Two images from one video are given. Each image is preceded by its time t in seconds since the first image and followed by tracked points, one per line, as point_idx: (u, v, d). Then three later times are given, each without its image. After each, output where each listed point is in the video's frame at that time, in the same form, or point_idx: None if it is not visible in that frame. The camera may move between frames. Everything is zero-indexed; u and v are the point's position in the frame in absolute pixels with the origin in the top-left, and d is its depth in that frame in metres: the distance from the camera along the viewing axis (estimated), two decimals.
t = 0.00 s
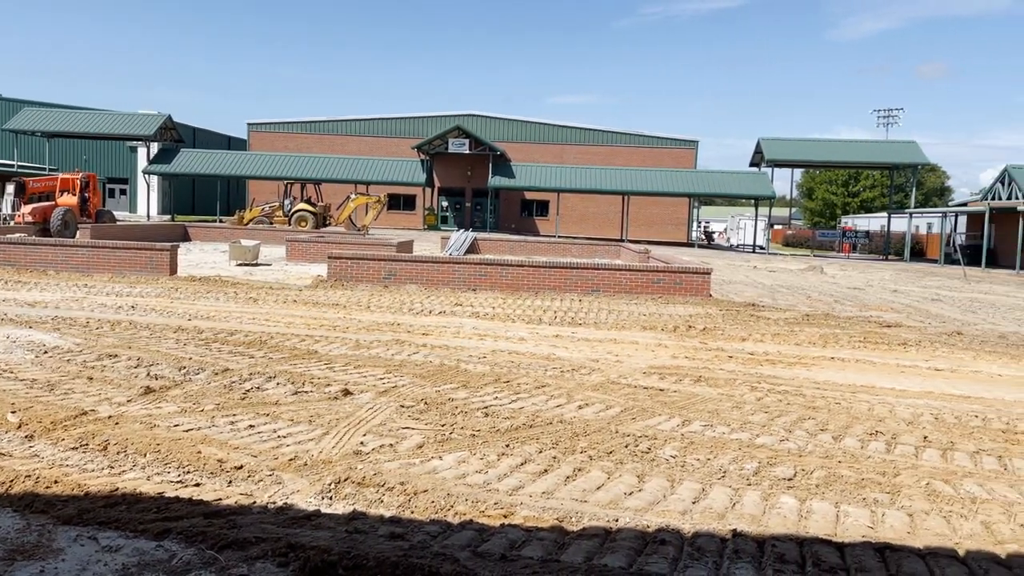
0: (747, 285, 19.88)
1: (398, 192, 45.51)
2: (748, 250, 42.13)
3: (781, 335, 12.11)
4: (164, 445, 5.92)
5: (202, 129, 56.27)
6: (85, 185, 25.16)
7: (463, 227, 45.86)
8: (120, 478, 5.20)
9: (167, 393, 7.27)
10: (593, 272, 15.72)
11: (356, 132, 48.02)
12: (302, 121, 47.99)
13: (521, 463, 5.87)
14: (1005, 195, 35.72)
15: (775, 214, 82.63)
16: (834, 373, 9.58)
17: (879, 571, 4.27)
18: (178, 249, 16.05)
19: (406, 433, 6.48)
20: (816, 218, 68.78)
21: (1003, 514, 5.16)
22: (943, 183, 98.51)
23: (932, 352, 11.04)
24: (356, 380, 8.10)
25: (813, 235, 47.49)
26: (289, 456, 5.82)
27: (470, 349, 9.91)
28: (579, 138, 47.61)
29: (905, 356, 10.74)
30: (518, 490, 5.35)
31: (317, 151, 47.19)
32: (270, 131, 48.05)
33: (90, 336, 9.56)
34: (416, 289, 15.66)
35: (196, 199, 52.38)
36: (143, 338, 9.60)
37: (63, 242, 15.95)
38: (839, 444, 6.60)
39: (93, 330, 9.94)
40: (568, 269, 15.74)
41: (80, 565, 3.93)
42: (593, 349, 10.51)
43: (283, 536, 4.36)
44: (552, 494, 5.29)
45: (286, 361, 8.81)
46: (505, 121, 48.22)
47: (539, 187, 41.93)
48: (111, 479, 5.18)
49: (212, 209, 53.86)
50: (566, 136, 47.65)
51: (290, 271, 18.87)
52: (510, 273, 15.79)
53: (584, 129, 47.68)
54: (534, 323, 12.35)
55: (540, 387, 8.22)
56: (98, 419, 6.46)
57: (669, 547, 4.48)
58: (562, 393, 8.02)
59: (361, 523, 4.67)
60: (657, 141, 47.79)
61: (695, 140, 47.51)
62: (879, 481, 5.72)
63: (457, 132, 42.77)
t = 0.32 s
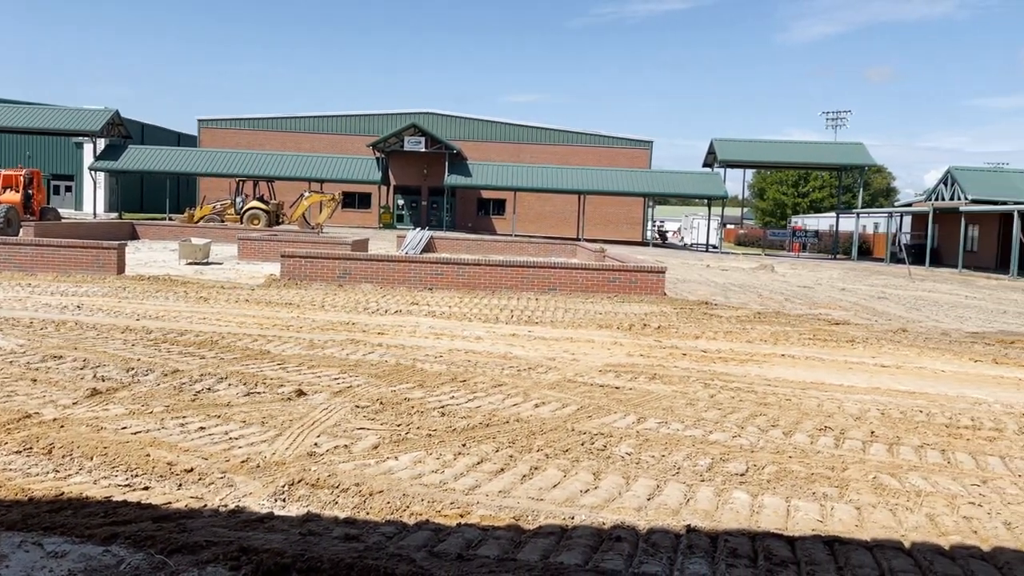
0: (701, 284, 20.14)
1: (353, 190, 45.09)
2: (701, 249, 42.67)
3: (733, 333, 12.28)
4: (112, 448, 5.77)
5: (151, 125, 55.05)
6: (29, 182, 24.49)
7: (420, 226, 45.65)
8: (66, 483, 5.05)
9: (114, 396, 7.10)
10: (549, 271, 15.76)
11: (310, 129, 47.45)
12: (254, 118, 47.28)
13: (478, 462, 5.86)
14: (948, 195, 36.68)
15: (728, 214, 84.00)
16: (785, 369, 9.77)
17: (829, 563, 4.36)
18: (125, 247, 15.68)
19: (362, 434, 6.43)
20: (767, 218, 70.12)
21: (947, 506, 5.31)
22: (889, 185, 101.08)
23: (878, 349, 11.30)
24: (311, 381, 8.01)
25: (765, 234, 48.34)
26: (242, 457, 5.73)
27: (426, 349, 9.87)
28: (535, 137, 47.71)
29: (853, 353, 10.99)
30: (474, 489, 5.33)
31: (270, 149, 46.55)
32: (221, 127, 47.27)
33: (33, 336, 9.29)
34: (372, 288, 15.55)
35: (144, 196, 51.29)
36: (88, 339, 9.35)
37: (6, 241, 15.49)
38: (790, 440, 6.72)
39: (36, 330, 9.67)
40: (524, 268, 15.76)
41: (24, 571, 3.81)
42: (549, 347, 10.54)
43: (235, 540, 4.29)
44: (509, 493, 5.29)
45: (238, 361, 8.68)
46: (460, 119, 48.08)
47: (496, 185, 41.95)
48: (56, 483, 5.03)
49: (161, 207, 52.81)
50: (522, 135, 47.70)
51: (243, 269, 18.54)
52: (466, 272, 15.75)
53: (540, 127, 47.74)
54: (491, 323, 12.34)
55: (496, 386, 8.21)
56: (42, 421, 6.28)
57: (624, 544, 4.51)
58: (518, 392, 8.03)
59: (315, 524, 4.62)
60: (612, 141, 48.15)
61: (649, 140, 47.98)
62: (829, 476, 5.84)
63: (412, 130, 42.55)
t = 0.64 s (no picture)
0: (662, 282, 20.32)
1: (313, 188, 44.67)
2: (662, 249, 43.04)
3: (693, 331, 12.43)
4: (64, 451, 5.64)
5: (105, 120, 53.89)
6: None
7: (381, 224, 45.35)
8: (14, 487, 4.91)
9: (67, 397, 6.94)
10: (512, 270, 15.77)
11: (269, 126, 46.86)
12: (211, 114, 46.57)
13: (440, 462, 5.85)
14: (900, 196, 37.47)
15: (687, 213, 84.83)
16: (743, 367, 9.90)
17: (786, 558, 4.43)
18: (78, 246, 15.37)
19: (323, 434, 6.37)
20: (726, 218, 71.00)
21: (900, 500, 5.43)
22: (844, 185, 102.96)
23: (833, 347, 11.52)
24: (269, 380, 7.92)
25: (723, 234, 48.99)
26: (199, 460, 5.62)
27: (388, 348, 9.82)
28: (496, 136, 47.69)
29: (809, 350, 11.18)
30: (436, 489, 5.32)
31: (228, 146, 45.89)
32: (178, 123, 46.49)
33: None
34: (332, 287, 15.42)
35: (98, 194, 50.22)
36: (40, 339, 9.13)
37: None
38: (749, 436, 6.82)
39: None
40: (487, 267, 15.75)
41: None
42: (512, 346, 10.55)
43: (193, 543, 4.22)
44: (471, 492, 5.29)
45: (195, 361, 8.56)
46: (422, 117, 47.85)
47: (458, 184, 41.90)
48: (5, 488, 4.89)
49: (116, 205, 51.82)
50: (483, 134, 47.64)
51: (200, 268, 18.26)
52: (428, 271, 15.69)
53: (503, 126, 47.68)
54: (453, 321, 12.33)
55: (458, 385, 8.20)
56: None
57: (586, 541, 4.54)
58: (480, 391, 8.02)
59: (275, 526, 4.56)
60: (573, 140, 48.36)
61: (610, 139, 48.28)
62: (786, 471, 5.94)
63: (374, 128, 42.25)
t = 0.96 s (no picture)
0: (620, 281, 20.43)
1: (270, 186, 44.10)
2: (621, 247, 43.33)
3: (651, 329, 12.54)
4: (12, 455, 5.48)
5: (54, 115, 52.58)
6: None
7: (339, 222, 44.92)
8: None
9: (15, 399, 6.75)
10: (471, 269, 15.73)
11: (225, 122, 46.13)
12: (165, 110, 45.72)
13: (399, 462, 5.81)
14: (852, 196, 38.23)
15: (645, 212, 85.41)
16: (701, 364, 10.02)
17: (743, 552, 4.49)
18: (26, 244, 14.98)
19: (280, 435, 6.29)
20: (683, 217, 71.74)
21: (852, 494, 5.55)
22: (799, 186, 104.58)
23: (788, 344, 11.71)
24: (224, 381, 7.80)
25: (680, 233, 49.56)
26: (152, 462, 5.51)
27: (347, 348, 9.73)
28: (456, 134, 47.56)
29: (764, 347, 11.36)
30: (396, 489, 5.28)
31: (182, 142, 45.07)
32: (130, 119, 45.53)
33: None
34: (290, 286, 15.23)
35: (47, 191, 48.96)
36: None
37: None
38: (705, 433, 6.91)
39: None
40: (446, 266, 15.69)
41: None
42: (471, 345, 10.54)
43: (146, 547, 4.13)
44: (431, 492, 5.26)
45: (149, 361, 8.40)
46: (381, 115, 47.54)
47: (417, 182, 41.70)
48: None
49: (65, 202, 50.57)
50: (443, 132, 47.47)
51: (153, 267, 17.88)
52: (387, 269, 15.59)
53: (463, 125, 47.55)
54: (413, 320, 12.28)
55: (418, 384, 8.17)
56: None
57: (546, 539, 4.55)
58: (440, 390, 7.99)
59: (231, 529, 4.49)
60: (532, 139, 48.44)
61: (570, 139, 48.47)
62: (742, 467, 6.03)
63: (332, 125, 41.85)
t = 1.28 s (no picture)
0: (585, 280, 20.51)
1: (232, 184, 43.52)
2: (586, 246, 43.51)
3: (616, 327, 12.62)
4: None
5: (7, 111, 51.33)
6: None
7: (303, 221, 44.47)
8: None
9: None
10: (437, 267, 15.67)
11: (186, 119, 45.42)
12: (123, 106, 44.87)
13: (364, 462, 5.78)
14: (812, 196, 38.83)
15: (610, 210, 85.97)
16: (665, 362, 10.10)
17: (706, 548, 4.54)
18: None
19: (242, 436, 6.21)
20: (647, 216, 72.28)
21: (812, 489, 5.64)
22: (761, 185, 105.94)
23: (751, 342, 11.86)
24: (185, 382, 7.68)
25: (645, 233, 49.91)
26: (112, 464, 5.42)
27: (311, 347, 9.65)
28: (421, 133, 47.37)
29: (727, 345, 11.49)
30: (361, 489, 5.25)
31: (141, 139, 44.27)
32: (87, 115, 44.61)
33: None
34: (253, 284, 15.04)
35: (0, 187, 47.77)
36: None
37: None
38: (670, 430, 6.96)
39: None
40: (412, 264, 15.62)
41: None
42: (437, 344, 10.51)
43: (105, 550, 4.05)
44: (396, 492, 5.24)
45: (107, 362, 8.25)
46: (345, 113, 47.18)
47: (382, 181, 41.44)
48: None
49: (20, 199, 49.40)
50: (408, 130, 47.24)
51: (111, 267, 17.37)
52: (352, 268, 15.49)
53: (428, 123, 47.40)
54: (378, 319, 12.21)
55: (383, 383, 8.13)
56: None
57: (512, 537, 4.56)
58: (405, 389, 7.96)
59: (193, 532, 4.43)
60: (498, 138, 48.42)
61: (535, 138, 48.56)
62: (705, 464, 6.09)
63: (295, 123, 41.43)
